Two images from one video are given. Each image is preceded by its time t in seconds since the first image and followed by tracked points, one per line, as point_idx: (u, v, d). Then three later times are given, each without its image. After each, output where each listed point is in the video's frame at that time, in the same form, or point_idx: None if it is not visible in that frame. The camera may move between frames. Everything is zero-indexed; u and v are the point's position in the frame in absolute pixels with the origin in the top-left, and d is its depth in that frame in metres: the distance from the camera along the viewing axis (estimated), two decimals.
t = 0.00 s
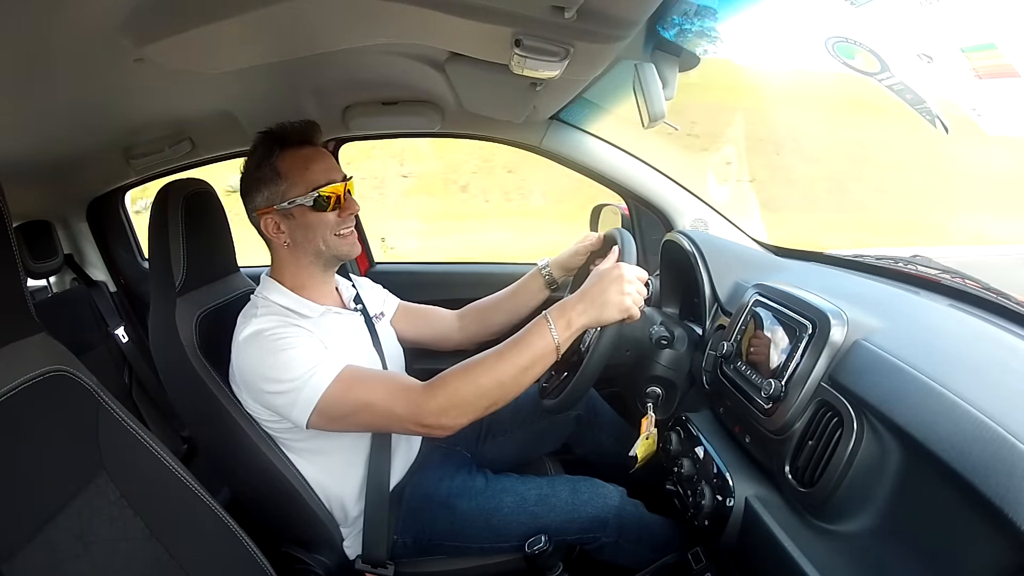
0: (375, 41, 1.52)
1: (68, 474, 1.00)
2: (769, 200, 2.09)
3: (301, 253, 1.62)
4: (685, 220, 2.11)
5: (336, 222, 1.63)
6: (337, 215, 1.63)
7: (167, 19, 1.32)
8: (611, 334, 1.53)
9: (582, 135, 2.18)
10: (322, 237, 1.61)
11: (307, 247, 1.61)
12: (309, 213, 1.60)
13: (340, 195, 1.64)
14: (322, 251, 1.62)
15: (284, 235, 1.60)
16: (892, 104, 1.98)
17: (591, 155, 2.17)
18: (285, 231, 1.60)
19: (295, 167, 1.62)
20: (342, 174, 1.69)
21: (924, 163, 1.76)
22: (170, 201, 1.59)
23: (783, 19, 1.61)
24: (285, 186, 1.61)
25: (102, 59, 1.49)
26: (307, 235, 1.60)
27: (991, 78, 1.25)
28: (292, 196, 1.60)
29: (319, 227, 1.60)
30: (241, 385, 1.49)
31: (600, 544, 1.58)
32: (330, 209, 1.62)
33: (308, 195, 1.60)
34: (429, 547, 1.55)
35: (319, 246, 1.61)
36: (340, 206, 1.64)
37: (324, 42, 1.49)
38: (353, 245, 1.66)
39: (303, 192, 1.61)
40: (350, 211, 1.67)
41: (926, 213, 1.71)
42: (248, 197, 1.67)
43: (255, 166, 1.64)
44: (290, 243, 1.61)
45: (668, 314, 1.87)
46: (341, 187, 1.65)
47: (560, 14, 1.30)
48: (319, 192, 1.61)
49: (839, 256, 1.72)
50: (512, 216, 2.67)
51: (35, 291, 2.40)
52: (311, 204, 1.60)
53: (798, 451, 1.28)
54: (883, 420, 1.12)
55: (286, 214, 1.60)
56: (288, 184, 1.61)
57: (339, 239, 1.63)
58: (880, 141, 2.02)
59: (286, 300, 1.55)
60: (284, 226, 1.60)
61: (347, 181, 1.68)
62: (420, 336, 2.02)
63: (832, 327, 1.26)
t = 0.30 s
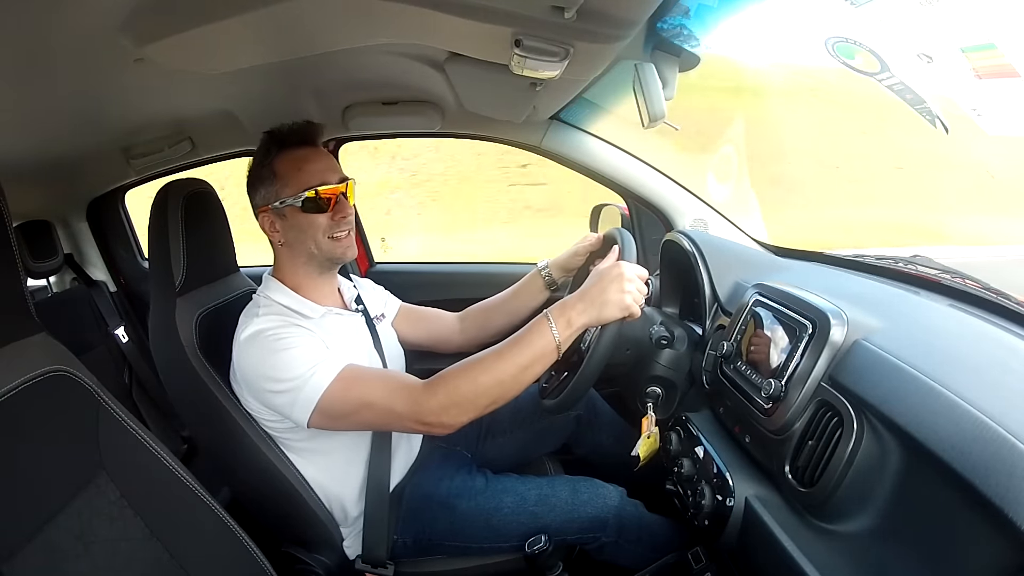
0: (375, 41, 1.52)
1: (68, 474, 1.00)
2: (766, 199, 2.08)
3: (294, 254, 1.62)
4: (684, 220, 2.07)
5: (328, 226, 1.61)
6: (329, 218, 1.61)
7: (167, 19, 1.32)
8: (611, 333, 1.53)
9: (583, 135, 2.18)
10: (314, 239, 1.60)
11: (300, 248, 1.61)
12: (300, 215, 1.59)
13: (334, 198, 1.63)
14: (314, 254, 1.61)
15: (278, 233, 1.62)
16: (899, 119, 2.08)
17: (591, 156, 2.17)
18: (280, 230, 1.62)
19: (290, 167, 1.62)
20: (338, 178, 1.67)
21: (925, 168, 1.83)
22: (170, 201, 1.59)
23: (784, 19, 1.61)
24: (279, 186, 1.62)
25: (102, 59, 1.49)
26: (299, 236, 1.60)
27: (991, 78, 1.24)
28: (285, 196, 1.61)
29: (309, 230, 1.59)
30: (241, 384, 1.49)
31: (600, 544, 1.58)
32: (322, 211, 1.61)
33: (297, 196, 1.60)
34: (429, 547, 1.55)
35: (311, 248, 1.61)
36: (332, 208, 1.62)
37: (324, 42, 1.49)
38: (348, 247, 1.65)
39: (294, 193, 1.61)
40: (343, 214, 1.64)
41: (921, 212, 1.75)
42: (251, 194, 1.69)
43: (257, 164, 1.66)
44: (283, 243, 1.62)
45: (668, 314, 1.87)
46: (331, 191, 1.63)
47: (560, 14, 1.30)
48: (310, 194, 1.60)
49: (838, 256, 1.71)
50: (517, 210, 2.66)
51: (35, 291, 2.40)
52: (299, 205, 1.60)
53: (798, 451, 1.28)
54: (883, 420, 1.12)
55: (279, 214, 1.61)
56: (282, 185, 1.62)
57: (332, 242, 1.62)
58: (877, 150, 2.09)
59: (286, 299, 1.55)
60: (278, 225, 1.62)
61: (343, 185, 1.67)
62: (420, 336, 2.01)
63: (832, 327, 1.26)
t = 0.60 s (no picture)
0: (380, 41, 1.52)
1: (68, 474, 1.00)
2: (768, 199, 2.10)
3: (296, 252, 1.61)
4: (685, 220, 2.10)
5: (334, 226, 1.62)
6: (334, 218, 1.62)
7: (167, 19, 1.32)
8: (613, 330, 1.53)
9: (582, 135, 2.18)
10: (317, 238, 1.60)
11: (303, 247, 1.61)
12: (304, 213, 1.59)
13: (338, 197, 1.63)
14: (317, 253, 1.61)
15: (281, 231, 1.62)
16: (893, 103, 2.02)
17: (591, 155, 2.17)
18: (282, 229, 1.61)
19: (296, 166, 1.62)
20: (342, 178, 1.67)
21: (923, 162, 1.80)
22: (170, 201, 1.59)
23: (784, 19, 1.61)
24: (283, 183, 1.61)
25: (102, 59, 1.49)
26: (302, 234, 1.60)
27: (991, 78, 1.25)
28: (289, 195, 1.61)
29: (313, 230, 1.59)
30: (241, 384, 1.49)
31: (600, 544, 1.58)
32: (326, 210, 1.61)
33: (303, 194, 1.60)
34: (429, 547, 1.55)
35: (314, 247, 1.61)
36: (337, 208, 1.63)
37: (324, 42, 1.49)
38: (349, 249, 1.65)
39: (299, 190, 1.61)
40: (347, 215, 1.65)
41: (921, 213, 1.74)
42: (252, 190, 1.68)
43: (260, 162, 1.66)
44: (285, 241, 1.62)
45: (668, 313, 1.87)
46: (336, 192, 1.63)
47: (560, 14, 1.30)
48: (315, 193, 1.61)
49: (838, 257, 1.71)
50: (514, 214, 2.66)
51: (35, 291, 2.40)
52: (305, 204, 1.60)
53: (798, 451, 1.28)
54: (883, 420, 1.12)
55: (283, 212, 1.61)
56: (286, 182, 1.61)
57: (336, 243, 1.63)
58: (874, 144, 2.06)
59: (286, 299, 1.55)
60: (280, 223, 1.61)
61: (348, 185, 1.67)
62: (420, 337, 2.01)
63: (832, 327, 1.26)
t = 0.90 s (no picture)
0: (380, 41, 1.52)
1: (68, 474, 1.00)
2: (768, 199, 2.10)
3: (299, 253, 1.62)
4: (685, 220, 2.07)
5: (338, 227, 1.62)
6: (337, 219, 1.62)
7: (166, 19, 1.32)
8: (614, 328, 1.53)
9: (582, 135, 2.18)
10: (322, 240, 1.61)
11: (306, 248, 1.61)
12: (308, 215, 1.59)
13: (341, 198, 1.64)
14: (320, 254, 1.62)
15: (284, 233, 1.61)
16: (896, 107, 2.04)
17: (591, 155, 2.17)
18: (285, 230, 1.61)
19: (299, 166, 1.62)
20: (346, 177, 1.68)
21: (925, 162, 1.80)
22: (170, 202, 1.59)
23: (784, 19, 1.61)
24: (287, 184, 1.61)
25: (102, 59, 1.49)
26: (305, 236, 1.60)
27: (990, 78, 1.26)
28: (292, 195, 1.61)
29: (316, 231, 1.60)
30: (241, 385, 1.49)
31: (600, 544, 1.58)
32: (330, 212, 1.61)
33: (307, 196, 1.60)
34: (429, 547, 1.55)
35: (317, 249, 1.61)
36: (341, 209, 1.63)
37: (324, 41, 1.49)
38: (351, 249, 1.66)
39: (303, 192, 1.61)
40: (351, 216, 1.65)
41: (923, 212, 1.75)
42: (254, 189, 1.68)
43: (263, 162, 1.65)
44: (287, 242, 1.62)
45: (668, 313, 1.87)
46: (339, 193, 1.63)
47: (560, 14, 1.30)
48: (319, 194, 1.61)
49: (838, 257, 1.71)
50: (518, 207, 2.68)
51: (35, 291, 2.40)
52: (309, 205, 1.60)
53: (798, 451, 1.28)
54: (883, 420, 1.12)
55: (286, 213, 1.60)
56: (289, 183, 1.61)
57: (338, 243, 1.63)
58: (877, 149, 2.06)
59: (286, 299, 1.55)
60: (284, 225, 1.61)
61: (350, 185, 1.67)
62: (420, 338, 2.02)
63: (832, 327, 1.26)
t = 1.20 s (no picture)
0: (380, 41, 1.52)
1: (68, 474, 1.00)
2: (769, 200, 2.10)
3: (306, 248, 1.61)
4: (684, 220, 2.08)
5: (346, 221, 1.63)
6: (345, 214, 1.64)
7: (166, 19, 1.32)
8: (616, 325, 1.52)
9: (582, 135, 2.18)
10: (330, 234, 1.61)
11: (314, 243, 1.61)
12: (318, 209, 1.60)
13: (349, 194, 1.65)
14: (328, 249, 1.62)
15: (291, 228, 1.61)
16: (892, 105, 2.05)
17: (591, 155, 2.16)
18: (292, 225, 1.60)
19: (309, 161, 1.62)
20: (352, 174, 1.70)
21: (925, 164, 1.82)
22: (170, 202, 1.59)
23: (784, 19, 1.61)
24: (297, 179, 1.61)
25: (102, 59, 1.49)
26: (315, 230, 1.60)
27: (990, 78, 1.24)
28: (303, 189, 1.61)
29: (326, 225, 1.60)
30: (241, 385, 1.49)
31: (600, 544, 1.58)
32: (339, 206, 1.63)
33: (319, 189, 1.61)
34: (429, 547, 1.55)
35: (326, 244, 1.61)
36: (349, 205, 1.65)
37: (324, 41, 1.49)
38: (358, 244, 1.68)
39: (315, 186, 1.61)
40: (359, 211, 1.68)
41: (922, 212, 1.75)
42: (258, 188, 1.66)
43: (270, 159, 1.64)
44: (295, 237, 1.61)
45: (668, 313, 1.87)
46: (349, 187, 1.65)
47: (560, 14, 1.30)
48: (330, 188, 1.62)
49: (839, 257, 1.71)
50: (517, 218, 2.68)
51: (35, 291, 2.40)
52: (320, 198, 1.60)
53: (798, 451, 1.28)
54: (883, 420, 1.12)
55: (295, 208, 1.60)
56: (300, 178, 1.61)
57: (346, 237, 1.64)
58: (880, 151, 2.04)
59: (285, 299, 1.55)
60: (292, 220, 1.60)
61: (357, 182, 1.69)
62: (420, 340, 2.01)
63: (832, 327, 1.26)
